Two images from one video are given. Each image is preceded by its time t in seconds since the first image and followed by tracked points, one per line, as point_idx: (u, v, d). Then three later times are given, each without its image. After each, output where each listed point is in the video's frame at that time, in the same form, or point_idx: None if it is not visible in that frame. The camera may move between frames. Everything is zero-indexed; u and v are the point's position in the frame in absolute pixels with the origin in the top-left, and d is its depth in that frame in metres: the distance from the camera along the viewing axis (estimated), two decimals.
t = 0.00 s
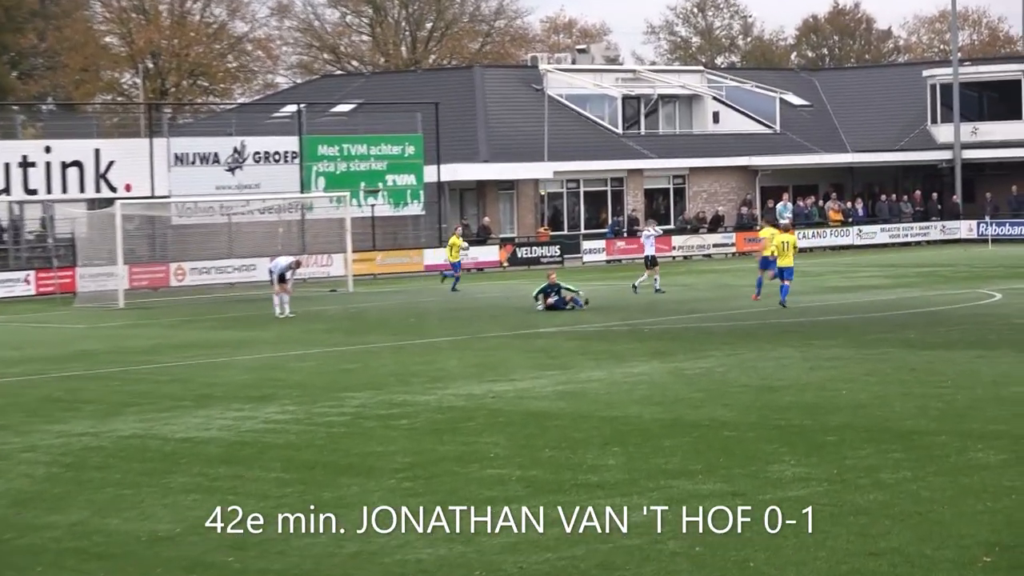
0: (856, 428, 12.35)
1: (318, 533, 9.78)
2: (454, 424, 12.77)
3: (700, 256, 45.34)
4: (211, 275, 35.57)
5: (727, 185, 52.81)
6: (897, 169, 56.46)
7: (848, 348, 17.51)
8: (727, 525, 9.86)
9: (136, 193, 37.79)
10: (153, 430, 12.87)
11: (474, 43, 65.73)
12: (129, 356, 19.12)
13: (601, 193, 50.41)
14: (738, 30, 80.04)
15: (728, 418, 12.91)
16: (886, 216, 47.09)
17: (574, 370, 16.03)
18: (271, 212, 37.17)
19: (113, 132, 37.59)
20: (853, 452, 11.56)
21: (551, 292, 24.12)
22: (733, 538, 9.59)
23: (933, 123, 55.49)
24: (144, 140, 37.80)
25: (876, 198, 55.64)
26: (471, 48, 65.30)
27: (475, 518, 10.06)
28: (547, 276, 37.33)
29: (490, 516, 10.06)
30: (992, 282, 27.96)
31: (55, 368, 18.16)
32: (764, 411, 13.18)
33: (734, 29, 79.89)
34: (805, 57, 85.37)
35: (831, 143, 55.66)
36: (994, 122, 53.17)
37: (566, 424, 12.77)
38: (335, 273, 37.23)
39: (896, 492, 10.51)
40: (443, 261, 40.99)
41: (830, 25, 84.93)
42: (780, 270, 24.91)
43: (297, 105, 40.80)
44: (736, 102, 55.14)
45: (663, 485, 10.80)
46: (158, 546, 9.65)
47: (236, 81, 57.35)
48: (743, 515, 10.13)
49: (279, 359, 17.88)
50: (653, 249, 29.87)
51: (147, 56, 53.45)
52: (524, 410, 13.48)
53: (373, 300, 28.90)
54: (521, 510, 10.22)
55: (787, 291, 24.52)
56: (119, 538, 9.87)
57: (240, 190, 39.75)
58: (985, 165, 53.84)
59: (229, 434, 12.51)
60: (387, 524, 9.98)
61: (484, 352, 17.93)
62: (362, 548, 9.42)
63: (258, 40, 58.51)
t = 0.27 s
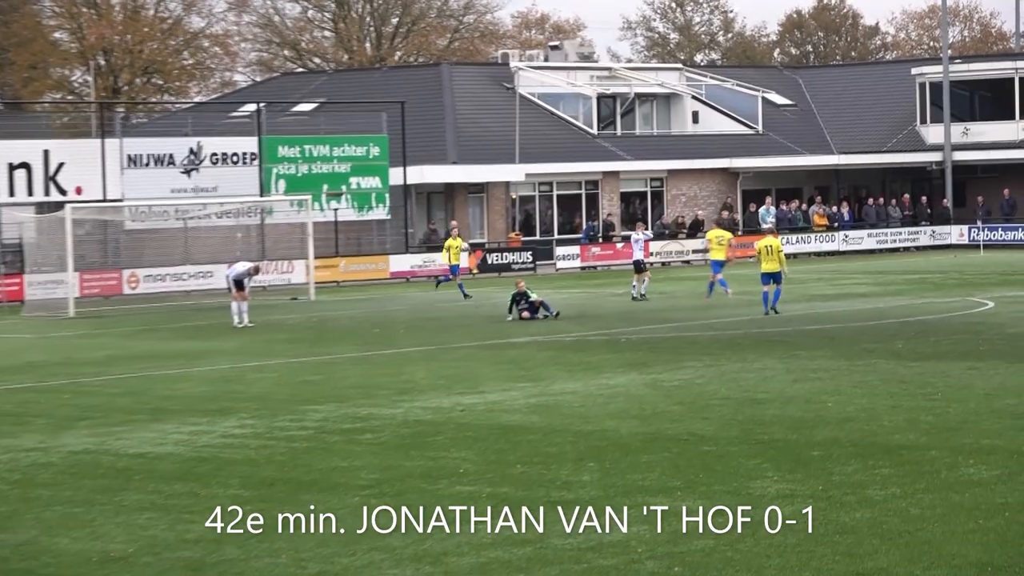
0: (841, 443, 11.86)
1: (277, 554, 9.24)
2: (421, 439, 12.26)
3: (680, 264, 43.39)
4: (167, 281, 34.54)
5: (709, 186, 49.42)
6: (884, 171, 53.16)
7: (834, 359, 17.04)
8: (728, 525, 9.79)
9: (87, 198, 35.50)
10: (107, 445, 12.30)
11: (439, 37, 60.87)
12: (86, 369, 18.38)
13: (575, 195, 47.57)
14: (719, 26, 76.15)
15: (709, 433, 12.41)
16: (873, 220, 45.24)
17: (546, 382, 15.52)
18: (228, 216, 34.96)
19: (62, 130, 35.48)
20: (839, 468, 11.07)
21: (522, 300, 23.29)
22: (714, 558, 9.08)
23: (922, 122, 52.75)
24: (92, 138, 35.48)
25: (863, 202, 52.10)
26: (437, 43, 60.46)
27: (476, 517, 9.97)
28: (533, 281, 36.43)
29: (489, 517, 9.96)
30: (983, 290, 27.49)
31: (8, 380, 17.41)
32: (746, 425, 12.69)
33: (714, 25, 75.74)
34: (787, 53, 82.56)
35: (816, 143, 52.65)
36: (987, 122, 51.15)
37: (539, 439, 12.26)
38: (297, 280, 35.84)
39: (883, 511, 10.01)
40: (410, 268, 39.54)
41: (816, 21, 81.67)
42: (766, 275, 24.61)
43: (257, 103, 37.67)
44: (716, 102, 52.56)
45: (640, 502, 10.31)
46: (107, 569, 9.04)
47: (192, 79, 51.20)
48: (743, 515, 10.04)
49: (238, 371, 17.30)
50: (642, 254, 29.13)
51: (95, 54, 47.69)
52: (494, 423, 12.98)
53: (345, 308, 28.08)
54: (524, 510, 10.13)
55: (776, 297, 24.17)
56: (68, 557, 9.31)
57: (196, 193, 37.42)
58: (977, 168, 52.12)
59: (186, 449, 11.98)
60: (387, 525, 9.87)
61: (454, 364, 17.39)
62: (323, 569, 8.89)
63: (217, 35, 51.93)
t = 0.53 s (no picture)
0: (827, 460, 11.30)
1: None
2: (385, 456, 11.70)
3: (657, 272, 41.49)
4: (115, 289, 32.33)
5: (688, 189, 47.68)
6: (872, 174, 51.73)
7: (817, 371, 16.50)
8: (727, 524, 9.73)
9: (28, 200, 33.74)
10: (52, 463, 11.69)
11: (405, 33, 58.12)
12: (39, 381, 17.65)
13: (547, 200, 45.61)
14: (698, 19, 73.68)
15: (688, 449, 11.85)
16: (862, 224, 44.58)
17: (516, 396, 14.95)
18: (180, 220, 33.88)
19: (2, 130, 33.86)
20: (824, 487, 10.53)
21: (497, 302, 22.53)
22: None
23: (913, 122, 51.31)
24: (36, 138, 33.88)
25: (849, 206, 50.73)
26: (402, 38, 57.92)
27: (476, 517, 9.92)
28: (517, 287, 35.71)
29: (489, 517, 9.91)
30: (971, 298, 26.95)
31: None
32: (726, 442, 12.14)
33: (693, 19, 73.26)
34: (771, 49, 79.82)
35: (798, 145, 50.96)
36: (980, 123, 50.33)
37: (509, 456, 11.70)
38: (252, 287, 33.74)
39: (871, 531, 9.46)
40: (373, 276, 36.76)
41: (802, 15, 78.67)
42: (754, 283, 24.15)
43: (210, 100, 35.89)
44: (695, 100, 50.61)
45: (616, 522, 9.75)
46: None
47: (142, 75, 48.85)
48: (743, 515, 9.96)
49: (193, 384, 16.67)
50: (634, 262, 28.39)
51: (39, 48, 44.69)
52: (460, 439, 12.41)
53: (317, 316, 27.34)
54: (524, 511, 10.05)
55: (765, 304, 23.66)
56: None
57: (145, 197, 35.65)
58: (969, 170, 51.11)
59: (135, 468, 11.39)
60: (386, 525, 9.78)
61: (422, 376, 16.79)
62: None
63: (167, 28, 49.66)
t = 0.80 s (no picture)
0: (816, 478, 10.78)
1: None
2: (348, 474, 11.18)
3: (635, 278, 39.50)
4: (59, 297, 30.33)
5: (666, 192, 46.58)
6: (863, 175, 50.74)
7: (798, 384, 15.99)
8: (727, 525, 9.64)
9: None
10: None
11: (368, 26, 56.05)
12: None
13: (520, 203, 44.43)
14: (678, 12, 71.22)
15: (667, 467, 11.33)
16: (853, 228, 44.01)
17: (486, 411, 14.42)
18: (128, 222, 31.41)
19: None
20: (811, 506, 10.01)
21: (478, 295, 22.13)
22: None
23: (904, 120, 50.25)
24: None
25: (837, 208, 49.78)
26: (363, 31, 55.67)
27: (475, 518, 9.88)
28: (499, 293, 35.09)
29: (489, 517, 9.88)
30: (954, 307, 26.49)
31: None
32: (708, 459, 11.63)
33: (673, 11, 71.04)
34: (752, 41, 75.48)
35: (785, 144, 49.86)
36: (976, 120, 49.10)
37: (478, 474, 11.18)
38: (206, 296, 31.56)
39: (862, 553, 8.95)
40: (334, 283, 35.79)
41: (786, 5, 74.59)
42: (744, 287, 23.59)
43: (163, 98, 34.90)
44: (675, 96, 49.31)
45: (592, 544, 9.23)
46: None
47: (90, 70, 44.13)
48: (743, 515, 9.89)
49: (144, 399, 16.12)
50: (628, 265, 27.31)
51: None
52: (426, 456, 11.88)
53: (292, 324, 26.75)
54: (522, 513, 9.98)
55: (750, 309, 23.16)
56: None
57: (94, 199, 34.97)
58: (966, 172, 50.29)
59: (83, 487, 10.83)
60: (385, 525, 9.73)
61: (388, 390, 16.25)
62: None
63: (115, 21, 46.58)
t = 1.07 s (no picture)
0: (810, 494, 10.34)
1: None
2: (317, 489, 10.75)
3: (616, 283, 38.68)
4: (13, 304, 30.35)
5: (651, 194, 46.16)
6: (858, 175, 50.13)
7: (786, 395, 15.55)
8: (727, 524, 9.63)
9: None
10: None
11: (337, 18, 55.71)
12: None
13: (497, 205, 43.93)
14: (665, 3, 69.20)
15: (653, 482, 10.91)
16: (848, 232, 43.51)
17: (462, 422, 13.97)
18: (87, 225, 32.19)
19: None
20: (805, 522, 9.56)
21: (464, 287, 22.17)
22: None
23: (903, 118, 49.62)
24: None
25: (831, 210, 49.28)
26: (332, 23, 55.24)
27: (476, 516, 9.94)
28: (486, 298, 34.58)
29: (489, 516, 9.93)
30: (944, 315, 26.06)
31: None
32: (694, 472, 11.23)
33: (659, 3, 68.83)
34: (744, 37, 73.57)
35: (777, 143, 49.20)
36: (978, 118, 48.55)
37: (454, 489, 10.73)
38: (168, 302, 32.30)
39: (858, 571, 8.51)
40: (303, 287, 34.84)
41: None
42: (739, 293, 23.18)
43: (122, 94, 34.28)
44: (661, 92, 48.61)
45: (573, 563, 8.80)
46: None
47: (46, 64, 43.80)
48: (743, 515, 9.88)
49: (108, 408, 15.71)
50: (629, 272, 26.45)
51: None
52: (399, 472, 11.45)
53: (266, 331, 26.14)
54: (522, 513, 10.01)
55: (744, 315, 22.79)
56: None
57: (48, 200, 34.15)
58: (966, 173, 49.79)
59: (40, 502, 10.38)
60: (385, 523, 9.80)
61: (361, 401, 15.80)
62: None
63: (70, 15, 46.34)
